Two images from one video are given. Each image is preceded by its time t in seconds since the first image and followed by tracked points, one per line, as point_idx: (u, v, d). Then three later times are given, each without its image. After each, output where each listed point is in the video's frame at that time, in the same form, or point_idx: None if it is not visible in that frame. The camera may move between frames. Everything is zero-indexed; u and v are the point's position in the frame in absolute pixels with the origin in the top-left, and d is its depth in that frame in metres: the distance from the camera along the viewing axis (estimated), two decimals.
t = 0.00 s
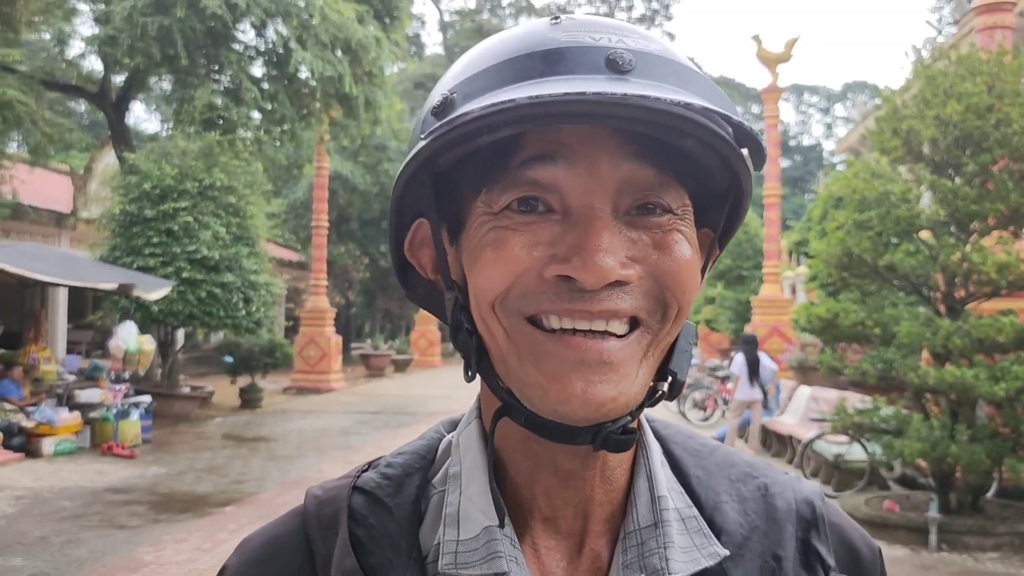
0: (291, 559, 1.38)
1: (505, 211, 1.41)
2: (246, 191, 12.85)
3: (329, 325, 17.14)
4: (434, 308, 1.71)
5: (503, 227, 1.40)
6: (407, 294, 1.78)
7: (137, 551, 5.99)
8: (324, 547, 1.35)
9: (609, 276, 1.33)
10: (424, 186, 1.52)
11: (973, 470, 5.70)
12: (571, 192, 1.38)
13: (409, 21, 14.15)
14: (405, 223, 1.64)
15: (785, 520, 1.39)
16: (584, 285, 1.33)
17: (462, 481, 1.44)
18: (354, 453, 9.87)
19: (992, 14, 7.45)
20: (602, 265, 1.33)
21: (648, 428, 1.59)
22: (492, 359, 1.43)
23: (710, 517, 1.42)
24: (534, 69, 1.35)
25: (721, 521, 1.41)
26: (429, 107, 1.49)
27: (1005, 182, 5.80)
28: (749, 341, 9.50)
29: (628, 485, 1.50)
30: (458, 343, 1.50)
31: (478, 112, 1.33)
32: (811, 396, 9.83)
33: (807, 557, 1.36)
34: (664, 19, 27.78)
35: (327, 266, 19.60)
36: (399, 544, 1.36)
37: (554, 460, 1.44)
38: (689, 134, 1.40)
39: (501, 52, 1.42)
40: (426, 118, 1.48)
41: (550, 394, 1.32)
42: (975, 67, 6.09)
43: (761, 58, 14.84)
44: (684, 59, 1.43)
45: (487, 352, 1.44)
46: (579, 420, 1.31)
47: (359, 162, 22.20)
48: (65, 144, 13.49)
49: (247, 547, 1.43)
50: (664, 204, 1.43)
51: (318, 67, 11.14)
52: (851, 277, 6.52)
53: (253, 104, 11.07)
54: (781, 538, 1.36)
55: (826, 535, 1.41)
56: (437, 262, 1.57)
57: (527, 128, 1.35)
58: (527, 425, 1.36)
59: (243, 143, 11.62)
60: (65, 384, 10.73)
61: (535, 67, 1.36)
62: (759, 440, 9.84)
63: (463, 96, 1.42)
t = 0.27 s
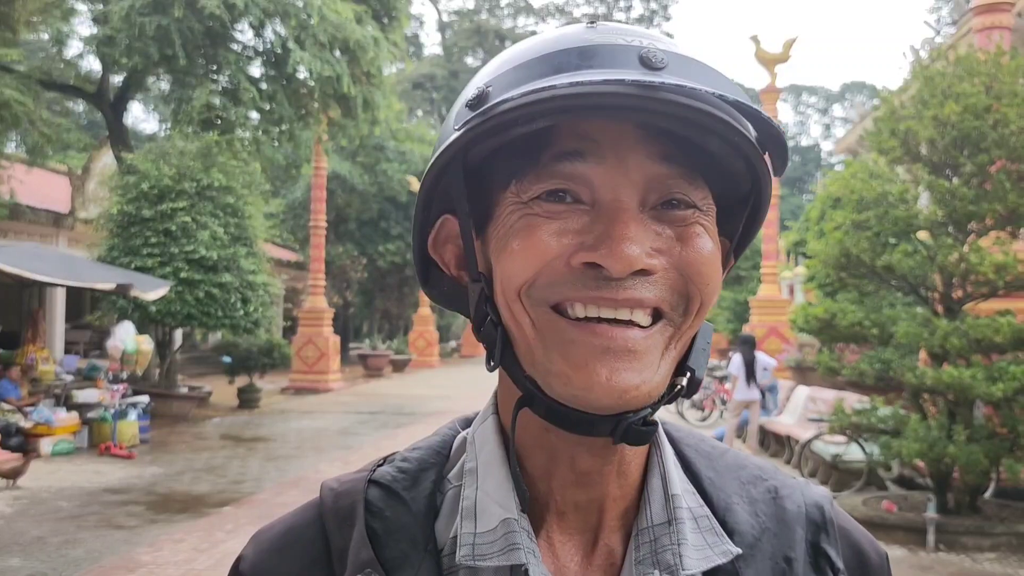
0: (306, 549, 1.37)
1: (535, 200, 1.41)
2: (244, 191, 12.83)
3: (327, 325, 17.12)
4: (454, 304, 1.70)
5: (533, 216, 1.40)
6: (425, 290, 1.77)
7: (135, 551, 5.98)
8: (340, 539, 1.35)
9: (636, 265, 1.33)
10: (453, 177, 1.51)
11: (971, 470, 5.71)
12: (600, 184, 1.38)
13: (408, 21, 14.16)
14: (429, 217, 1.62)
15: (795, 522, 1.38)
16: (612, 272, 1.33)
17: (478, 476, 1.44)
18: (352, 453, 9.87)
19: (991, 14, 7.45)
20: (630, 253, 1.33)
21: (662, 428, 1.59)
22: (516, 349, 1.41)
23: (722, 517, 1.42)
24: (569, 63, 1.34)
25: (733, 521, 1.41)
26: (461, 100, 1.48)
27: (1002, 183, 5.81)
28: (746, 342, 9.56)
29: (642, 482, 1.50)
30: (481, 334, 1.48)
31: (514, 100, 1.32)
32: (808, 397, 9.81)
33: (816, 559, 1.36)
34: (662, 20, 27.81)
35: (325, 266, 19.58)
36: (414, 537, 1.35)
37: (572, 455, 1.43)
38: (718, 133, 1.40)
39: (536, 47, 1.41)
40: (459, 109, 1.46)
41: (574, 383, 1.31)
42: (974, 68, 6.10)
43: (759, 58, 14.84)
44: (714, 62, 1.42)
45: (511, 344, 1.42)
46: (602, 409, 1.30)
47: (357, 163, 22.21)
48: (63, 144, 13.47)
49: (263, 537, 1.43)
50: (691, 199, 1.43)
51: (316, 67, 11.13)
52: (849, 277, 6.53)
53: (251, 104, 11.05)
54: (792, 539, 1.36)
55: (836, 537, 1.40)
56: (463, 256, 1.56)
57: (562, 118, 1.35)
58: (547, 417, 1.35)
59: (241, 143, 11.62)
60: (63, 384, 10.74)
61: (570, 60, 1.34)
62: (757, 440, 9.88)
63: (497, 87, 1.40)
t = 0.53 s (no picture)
0: (318, 542, 1.38)
1: (549, 207, 1.41)
2: (241, 191, 12.81)
3: (324, 326, 17.11)
4: (470, 303, 1.71)
5: (546, 222, 1.40)
6: (440, 288, 1.78)
7: (132, 551, 5.97)
8: (352, 532, 1.36)
9: (646, 275, 1.34)
10: (470, 180, 1.51)
11: (966, 470, 5.72)
12: (614, 194, 1.38)
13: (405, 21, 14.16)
14: (446, 217, 1.63)
15: (799, 524, 1.39)
16: (623, 281, 1.33)
17: (488, 472, 1.44)
18: (349, 453, 9.87)
19: (987, 15, 7.47)
20: (640, 262, 1.34)
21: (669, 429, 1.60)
22: (527, 350, 1.43)
23: (727, 516, 1.42)
24: (588, 73, 1.34)
25: (737, 520, 1.41)
26: (480, 104, 1.48)
27: (998, 183, 5.83)
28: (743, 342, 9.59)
29: (649, 481, 1.50)
30: (494, 334, 1.49)
31: (532, 107, 1.32)
32: (805, 397, 9.86)
33: (819, 559, 1.36)
34: (659, 21, 27.84)
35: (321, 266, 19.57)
36: (425, 529, 1.35)
37: (580, 453, 1.44)
38: (732, 146, 1.40)
39: (557, 53, 1.41)
40: (477, 113, 1.46)
41: (581, 388, 1.32)
42: (969, 69, 6.11)
43: (756, 58, 14.86)
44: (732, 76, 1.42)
45: (522, 345, 1.44)
46: (609, 412, 1.31)
47: (354, 163, 22.20)
48: (59, 144, 13.46)
49: (276, 529, 1.44)
50: (704, 210, 1.43)
51: (313, 68, 11.12)
52: (845, 278, 6.54)
53: (248, 105, 11.03)
54: (795, 540, 1.37)
55: (838, 539, 1.41)
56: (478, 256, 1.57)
57: (578, 128, 1.35)
58: (555, 418, 1.38)
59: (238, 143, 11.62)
60: (59, 384, 10.75)
61: (589, 71, 1.34)
62: (754, 440, 9.91)
63: (516, 93, 1.40)
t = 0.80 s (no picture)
0: (325, 537, 1.38)
1: (560, 213, 1.41)
2: (238, 191, 12.79)
3: (321, 326, 17.10)
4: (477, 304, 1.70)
5: (557, 227, 1.40)
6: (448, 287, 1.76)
7: (128, 552, 5.96)
8: (357, 526, 1.35)
9: (655, 282, 1.34)
10: (482, 182, 1.50)
11: (963, 470, 5.72)
12: (625, 202, 1.38)
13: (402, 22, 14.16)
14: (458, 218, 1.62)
15: (799, 523, 1.39)
16: (631, 288, 1.33)
17: (492, 469, 1.43)
18: (346, 454, 9.86)
19: (983, 15, 7.48)
20: (650, 270, 1.34)
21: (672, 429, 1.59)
22: (534, 352, 1.42)
23: (729, 515, 1.42)
24: (601, 81, 1.34)
25: (739, 518, 1.41)
26: (494, 108, 1.47)
27: (994, 184, 5.84)
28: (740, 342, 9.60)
29: (652, 479, 1.50)
30: (502, 336, 1.49)
31: (546, 114, 1.32)
32: (802, 398, 9.87)
33: (819, 559, 1.37)
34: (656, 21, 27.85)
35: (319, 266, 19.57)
36: (429, 523, 1.34)
37: (585, 452, 1.43)
38: (742, 157, 1.40)
39: (571, 60, 1.40)
40: (491, 118, 1.45)
41: (589, 390, 1.32)
42: (966, 69, 6.12)
43: (753, 59, 14.87)
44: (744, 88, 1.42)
45: (530, 348, 1.43)
46: (615, 415, 1.31)
47: (351, 163, 22.19)
48: (56, 144, 13.44)
49: (282, 525, 1.43)
50: (712, 220, 1.43)
51: (310, 68, 11.11)
52: (841, 278, 6.55)
53: (245, 105, 11.01)
54: (795, 539, 1.37)
55: (838, 539, 1.41)
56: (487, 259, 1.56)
57: (591, 135, 1.35)
58: (562, 419, 1.37)
59: (235, 144, 11.60)
60: (56, 385, 10.72)
61: (602, 79, 1.34)
62: (750, 441, 9.92)
63: (530, 99, 1.39)
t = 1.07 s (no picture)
0: (328, 531, 1.38)
1: (563, 213, 1.40)
2: (236, 192, 12.78)
3: (319, 326, 17.09)
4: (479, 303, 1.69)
5: (560, 228, 1.40)
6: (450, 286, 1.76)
7: (127, 553, 5.95)
8: (360, 520, 1.35)
9: (656, 283, 1.34)
10: (486, 181, 1.50)
11: (961, 469, 5.72)
12: (627, 204, 1.38)
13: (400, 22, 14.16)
14: (461, 218, 1.62)
15: (798, 520, 1.39)
16: (633, 288, 1.33)
17: (493, 465, 1.43)
18: (345, 454, 9.86)
19: (980, 15, 7.48)
20: (651, 271, 1.34)
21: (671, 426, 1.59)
22: (536, 351, 1.42)
23: (727, 512, 1.42)
24: (604, 83, 1.33)
25: (738, 515, 1.41)
26: (499, 109, 1.46)
27: (992, 184, 5.84)
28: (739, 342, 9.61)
29: (651, 476, 1.50)
30: (504, 335, 1.48)
31: (550, 116, 1.31)
32: (800, 397, 9.89)
33: (816, 556, 1.37)
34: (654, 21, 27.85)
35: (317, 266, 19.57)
36: (430, 518, 1.34)
37: (586, 449, 1.43)
38: (743, 158, 1.40)
39: (575, 62, 1.40)
40: (496, 118, 1.45)
41: (591, 389, 1.32)
42: (963, 69, 6.12)
43: (751, 59, 14.89)
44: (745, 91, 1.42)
45: (532, 347, 1.43)
46: (615, 415, 1.32)
47: (350, 163, 22.19)
48: (54, 145, 13.43)
49: (284, 519, 1.43)
50: (714, 221, 1.43)
51: (308, 68, 11.10)
52: (839, 278, 6.56)
53: (243, 105, 11.00)
54: (794, 535, 1.37)
55: (835, 537, 1.42)
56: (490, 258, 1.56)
57: (595, 137, 1.34)
58: (563, 417, 1.37)
59: (233, 144, 11.59)
60: (54, 386, 10.71)
61: (605, 81, 1.34)
62: (749, 440, 9.93)
63: (535, 101, 1.39)
